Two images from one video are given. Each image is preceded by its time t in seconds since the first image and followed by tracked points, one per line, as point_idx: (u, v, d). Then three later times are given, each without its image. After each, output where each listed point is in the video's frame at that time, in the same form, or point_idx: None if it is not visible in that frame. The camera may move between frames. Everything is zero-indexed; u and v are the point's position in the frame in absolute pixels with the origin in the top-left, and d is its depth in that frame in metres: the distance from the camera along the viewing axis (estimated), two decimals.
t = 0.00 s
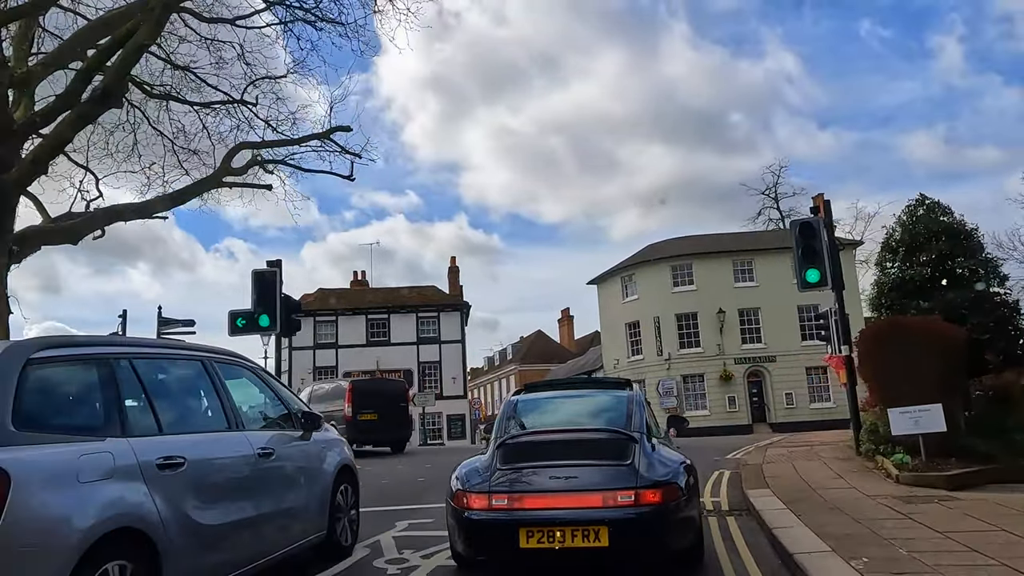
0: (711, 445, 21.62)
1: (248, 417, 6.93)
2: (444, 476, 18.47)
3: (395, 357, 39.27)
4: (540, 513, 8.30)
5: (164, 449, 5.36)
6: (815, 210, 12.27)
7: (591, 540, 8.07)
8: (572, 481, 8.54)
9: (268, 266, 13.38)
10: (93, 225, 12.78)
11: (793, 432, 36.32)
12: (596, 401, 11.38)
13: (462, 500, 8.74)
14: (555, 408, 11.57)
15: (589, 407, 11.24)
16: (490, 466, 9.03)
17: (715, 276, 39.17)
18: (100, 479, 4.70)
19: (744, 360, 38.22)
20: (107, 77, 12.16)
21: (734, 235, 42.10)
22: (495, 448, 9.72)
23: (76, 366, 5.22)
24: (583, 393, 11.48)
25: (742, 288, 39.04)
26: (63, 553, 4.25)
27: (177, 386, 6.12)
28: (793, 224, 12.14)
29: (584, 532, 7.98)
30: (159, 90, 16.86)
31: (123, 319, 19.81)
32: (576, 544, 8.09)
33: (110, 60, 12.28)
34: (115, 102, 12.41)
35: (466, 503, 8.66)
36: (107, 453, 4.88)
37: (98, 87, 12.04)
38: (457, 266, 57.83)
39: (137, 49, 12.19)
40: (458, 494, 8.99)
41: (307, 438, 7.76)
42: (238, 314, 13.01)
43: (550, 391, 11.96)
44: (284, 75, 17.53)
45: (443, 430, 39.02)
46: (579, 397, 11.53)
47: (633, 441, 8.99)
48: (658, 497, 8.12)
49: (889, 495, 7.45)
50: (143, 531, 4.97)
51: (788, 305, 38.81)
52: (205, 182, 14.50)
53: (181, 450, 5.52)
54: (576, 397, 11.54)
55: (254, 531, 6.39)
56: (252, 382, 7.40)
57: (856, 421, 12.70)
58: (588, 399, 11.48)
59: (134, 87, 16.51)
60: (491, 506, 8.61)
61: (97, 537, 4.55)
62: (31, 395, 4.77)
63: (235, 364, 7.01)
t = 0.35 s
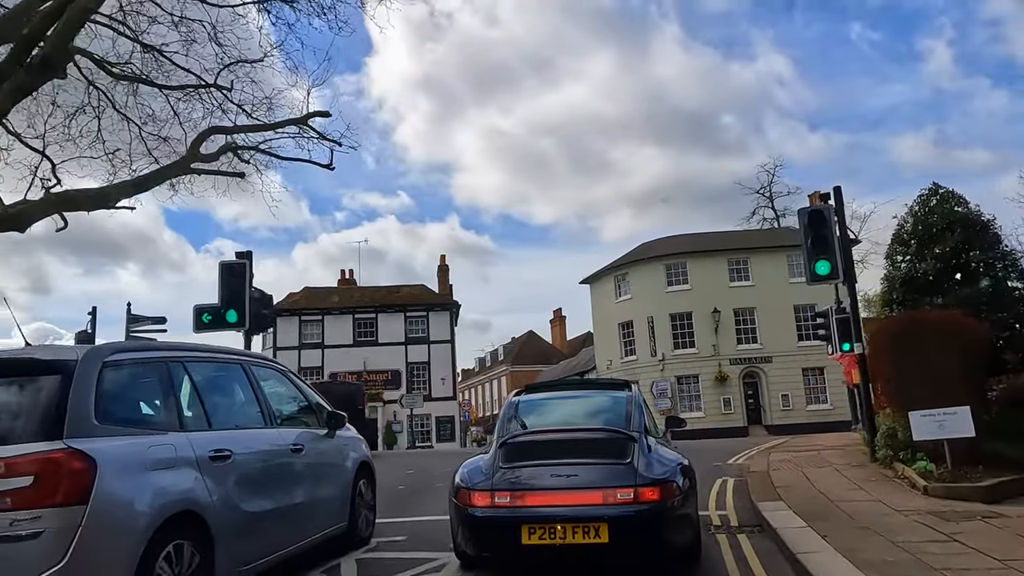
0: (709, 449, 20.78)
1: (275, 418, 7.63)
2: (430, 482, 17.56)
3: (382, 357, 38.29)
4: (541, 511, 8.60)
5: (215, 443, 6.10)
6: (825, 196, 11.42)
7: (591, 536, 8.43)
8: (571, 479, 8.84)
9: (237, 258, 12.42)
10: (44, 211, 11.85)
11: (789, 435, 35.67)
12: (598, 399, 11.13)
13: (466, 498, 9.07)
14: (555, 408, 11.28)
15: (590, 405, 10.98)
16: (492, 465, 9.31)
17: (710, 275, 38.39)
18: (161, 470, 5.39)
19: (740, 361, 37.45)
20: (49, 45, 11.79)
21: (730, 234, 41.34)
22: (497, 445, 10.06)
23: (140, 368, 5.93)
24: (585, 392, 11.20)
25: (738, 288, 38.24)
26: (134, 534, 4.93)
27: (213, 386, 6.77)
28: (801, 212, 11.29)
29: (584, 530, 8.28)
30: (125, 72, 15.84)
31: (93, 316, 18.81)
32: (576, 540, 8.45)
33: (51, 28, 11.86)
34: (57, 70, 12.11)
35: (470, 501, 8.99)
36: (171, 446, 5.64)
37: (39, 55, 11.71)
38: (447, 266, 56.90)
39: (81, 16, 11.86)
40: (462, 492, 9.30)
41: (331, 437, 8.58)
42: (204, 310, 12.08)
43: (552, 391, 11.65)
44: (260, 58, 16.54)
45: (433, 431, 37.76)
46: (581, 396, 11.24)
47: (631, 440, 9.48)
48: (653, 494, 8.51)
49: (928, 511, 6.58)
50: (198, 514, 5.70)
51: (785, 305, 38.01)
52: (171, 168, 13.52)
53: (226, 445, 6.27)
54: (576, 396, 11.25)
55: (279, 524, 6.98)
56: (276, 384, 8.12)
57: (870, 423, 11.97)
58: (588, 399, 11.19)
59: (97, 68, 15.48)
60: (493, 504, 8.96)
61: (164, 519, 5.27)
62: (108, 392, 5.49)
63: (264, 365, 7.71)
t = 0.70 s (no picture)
0: (706, 453, 19.87)
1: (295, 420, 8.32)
2: (412, 489, 16.56)
3: (369, 358, 37.25)
4: (543, 506, 9.05)
5: (250, 440, 6.76)
6: (839, 179, 10.53)
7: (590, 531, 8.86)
8: (571, 477, 9.30)
9: (199, 248, 11.44)
10: None
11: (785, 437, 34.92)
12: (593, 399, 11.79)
13: (470, 496, 9.50)
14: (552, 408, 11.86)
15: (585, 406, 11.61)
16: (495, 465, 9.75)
17: (705, 274, 37.55)
18: (203, 463, 5.98)
19: (735, 362, 36.63)
20: None
21: (724, 232, 40.54)
22: (499, 445, 10.49)
23: (185, 370, 6.60)
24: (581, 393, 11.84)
25: (733, 287, 37.40)
26: (182, 520, 5.49)
27: (242, 388, 7.44)
28: (811, 196, 10.36)
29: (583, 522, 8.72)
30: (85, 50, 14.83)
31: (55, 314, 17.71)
32: (576, 535, 8.89)
33: None
34: None
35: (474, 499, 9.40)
36: (212, 441, 6.25)
37: None
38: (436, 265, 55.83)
39: None
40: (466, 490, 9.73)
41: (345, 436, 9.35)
42: (161, 304, 11.11)
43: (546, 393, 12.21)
44: (232, 38, 15.54)
45: (421, 433, 36.71)
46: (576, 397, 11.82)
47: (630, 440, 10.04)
48: (652, 491, 8.93)
49: (975, 531, 5.75)
50: (235, 503, 6.31)
51: (781, 304, 37.18)
52: (130, 150, 12.50)
53: (257, 441, 6.92)
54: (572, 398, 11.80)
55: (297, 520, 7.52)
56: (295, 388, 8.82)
57: (886, 425, 11.11)
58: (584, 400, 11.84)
59: (53, 45, 14.43)
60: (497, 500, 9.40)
61: (208, 507, 5.86)
62: (160, 391, 6.16)
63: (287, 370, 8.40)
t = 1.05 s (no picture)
0: (703, 457, 18.93)
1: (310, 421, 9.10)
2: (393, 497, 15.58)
3: (354, 358, 36.15)
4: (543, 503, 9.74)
5: (276, 436, 7.47)
6: (855, 161, 9.62)
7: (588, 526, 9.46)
8: (570, 474, 9.97)
9: (154, 235, 10.42)
10: None
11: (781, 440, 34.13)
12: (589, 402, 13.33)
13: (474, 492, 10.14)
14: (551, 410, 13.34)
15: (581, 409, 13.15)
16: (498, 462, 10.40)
17: (699, 273, 36.68)
18: (234, 458, 6.65)
19: (730, 363, 35.75)
20: None
21: (718, 230, 39.67)
22: (500, 444, 11.24)
23: (213, 372, 7.24)
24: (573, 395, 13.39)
25: (728, 285, 36.55)
26: (216, 508, 6.18)
27: (266, 390, 8.17)
28: (826, 177, 9.40)
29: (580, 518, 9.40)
30: (40, 24, 13.78)
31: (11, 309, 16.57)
32: (574, 528, 9.55)
33: None
34: None
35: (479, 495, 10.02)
36: (240, 438, 6.90)
37: None
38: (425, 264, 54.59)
39: None
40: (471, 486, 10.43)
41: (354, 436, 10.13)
42: (110, 296, 10.09)
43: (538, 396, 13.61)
44: (200, 14, 14.47)
45: (407, 436, 35.67)
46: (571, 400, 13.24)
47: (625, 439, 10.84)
48: (645, 486, 9.72)
49: None
50: (260, 494, 6.96)
51: (777, 304, 36.27)
52: (79, 129, 11.43)
53: (283, 439, 7.63)
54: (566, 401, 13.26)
55: (317, 512, 8.30)
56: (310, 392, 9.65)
57: (911, 427, 10.14)
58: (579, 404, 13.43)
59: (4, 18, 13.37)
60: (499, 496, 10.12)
61: (240, 498, 6.56)
62: (195, 391, 6.80)
63: (303, 374, 9.16)
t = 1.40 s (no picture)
0: (700, 461, 18.01)
1: (319, 421, 10.06)
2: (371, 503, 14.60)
3: (339, 358, 35.02)
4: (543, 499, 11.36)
5: (291, 437, 8.27)
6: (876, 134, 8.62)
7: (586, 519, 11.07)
8: (567, 473, 11.52)
9: (96, 218, 9.36)
10: None
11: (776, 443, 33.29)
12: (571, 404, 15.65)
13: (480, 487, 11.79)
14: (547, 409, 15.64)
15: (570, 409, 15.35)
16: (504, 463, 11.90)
17: (693, 271, 35.75)
18: (264, 455, 7.59)
19: (725, 363, 34.83)
20: None
21: (712, 227, 38.77)
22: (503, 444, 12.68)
23: (228, 379, 7.88)
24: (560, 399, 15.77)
25: (723, 284, 35.65)
26: (246, 500, 7.01)
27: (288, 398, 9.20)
28: (845, 152, 8.43)
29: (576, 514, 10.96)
30: None
31: None
32: (574, 520, 11.22)
33: None
34: None
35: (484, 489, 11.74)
36: (261, 439, 7.61)
37: None
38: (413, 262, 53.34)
39: None
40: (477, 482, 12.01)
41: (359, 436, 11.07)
42: (44, 286, 9.00)
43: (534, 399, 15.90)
44: None
45: (393, 439, 34.57)
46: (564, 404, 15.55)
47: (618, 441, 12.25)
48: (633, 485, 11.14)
49: None
50: (279, 492, 7.79)
51: (773, 304, 35.36)
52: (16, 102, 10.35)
53: (298, 439, 8.47)
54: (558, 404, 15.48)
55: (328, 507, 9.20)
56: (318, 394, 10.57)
57: (943, 434, 9.06)
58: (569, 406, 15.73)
59: None
60: (502, 491, 11.77)
61: (263, 493, 7.36)
62: (222, 397, 7.56)
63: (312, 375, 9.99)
